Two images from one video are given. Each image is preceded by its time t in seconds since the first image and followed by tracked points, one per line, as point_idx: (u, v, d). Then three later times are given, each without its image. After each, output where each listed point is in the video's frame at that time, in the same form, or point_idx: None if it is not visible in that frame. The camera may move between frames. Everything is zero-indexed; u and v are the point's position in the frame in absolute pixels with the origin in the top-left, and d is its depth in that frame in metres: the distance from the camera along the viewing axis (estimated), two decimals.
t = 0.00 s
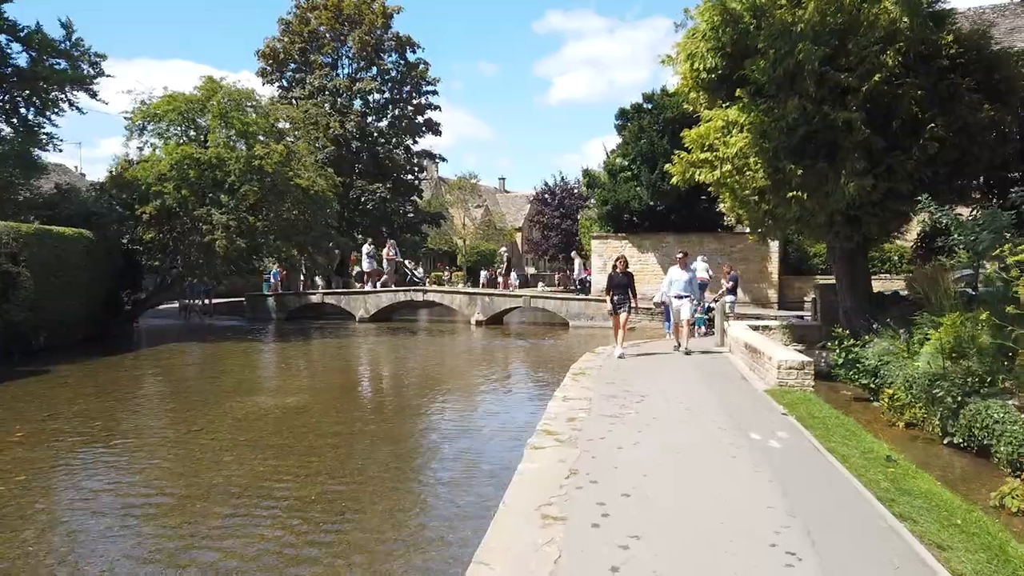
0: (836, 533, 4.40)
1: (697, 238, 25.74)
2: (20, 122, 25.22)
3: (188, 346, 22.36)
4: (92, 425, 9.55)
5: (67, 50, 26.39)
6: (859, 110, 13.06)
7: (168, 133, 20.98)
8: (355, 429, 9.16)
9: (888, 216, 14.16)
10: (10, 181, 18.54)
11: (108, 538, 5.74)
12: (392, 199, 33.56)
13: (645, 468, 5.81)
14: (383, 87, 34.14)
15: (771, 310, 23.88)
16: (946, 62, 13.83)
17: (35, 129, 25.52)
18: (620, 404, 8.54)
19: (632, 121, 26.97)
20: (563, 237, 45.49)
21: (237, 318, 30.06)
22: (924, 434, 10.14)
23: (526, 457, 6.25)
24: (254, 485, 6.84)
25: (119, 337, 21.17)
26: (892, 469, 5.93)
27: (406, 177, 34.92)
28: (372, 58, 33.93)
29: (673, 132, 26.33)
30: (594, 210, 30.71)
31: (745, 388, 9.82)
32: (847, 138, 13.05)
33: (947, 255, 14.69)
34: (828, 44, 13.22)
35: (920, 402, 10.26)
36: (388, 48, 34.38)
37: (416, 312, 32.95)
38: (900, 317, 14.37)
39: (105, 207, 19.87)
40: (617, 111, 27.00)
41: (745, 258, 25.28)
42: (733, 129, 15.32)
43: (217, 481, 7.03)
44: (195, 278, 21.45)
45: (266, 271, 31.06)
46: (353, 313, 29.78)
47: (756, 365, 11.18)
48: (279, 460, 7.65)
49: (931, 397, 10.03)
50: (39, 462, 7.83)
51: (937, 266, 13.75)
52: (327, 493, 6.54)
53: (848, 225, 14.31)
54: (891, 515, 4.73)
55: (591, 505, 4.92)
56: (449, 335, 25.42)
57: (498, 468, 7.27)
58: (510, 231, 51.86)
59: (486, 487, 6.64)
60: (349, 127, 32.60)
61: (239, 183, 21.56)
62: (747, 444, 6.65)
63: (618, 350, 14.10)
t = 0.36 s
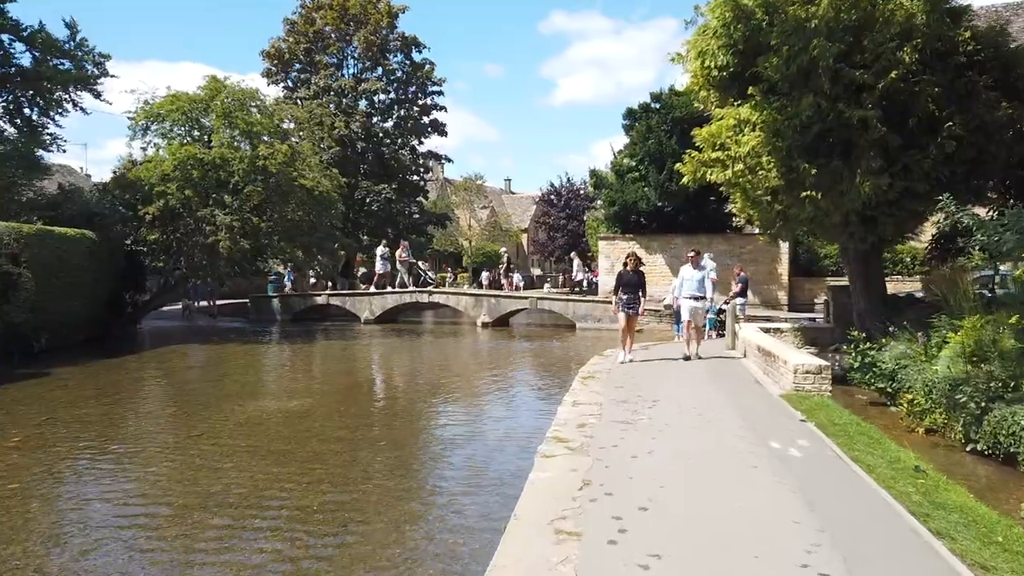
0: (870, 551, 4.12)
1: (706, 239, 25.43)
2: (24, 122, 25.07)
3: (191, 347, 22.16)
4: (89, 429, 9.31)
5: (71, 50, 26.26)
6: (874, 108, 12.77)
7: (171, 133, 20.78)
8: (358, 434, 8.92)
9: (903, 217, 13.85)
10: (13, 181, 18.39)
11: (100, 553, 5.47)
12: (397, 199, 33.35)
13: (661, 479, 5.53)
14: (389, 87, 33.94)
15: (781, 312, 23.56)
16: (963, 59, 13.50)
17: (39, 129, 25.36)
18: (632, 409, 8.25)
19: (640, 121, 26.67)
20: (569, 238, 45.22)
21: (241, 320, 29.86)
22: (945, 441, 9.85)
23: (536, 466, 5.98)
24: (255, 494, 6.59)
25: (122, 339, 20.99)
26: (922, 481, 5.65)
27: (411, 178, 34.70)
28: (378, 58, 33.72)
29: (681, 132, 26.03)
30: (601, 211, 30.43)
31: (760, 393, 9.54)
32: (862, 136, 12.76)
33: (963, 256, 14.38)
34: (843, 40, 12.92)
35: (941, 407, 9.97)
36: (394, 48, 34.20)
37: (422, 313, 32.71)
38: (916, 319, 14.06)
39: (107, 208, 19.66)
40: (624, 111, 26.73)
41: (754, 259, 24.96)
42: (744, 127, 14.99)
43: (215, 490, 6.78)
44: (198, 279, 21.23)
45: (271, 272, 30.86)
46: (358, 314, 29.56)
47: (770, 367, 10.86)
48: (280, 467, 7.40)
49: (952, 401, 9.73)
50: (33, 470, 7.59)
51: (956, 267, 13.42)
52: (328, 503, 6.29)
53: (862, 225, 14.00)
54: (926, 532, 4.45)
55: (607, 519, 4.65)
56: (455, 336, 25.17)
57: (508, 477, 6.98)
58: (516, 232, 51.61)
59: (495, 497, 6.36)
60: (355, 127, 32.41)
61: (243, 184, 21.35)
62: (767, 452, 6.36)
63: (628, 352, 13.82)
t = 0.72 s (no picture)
0: (902, 567, 3.93)
1: (714, 240, 25.20)
2: (30, 123, 25.00)
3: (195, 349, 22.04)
4: (91, 432, 9.15)
5: (77, 50, 26.22)
6: (889, 107, 12.55)
7: (176, 133, 20.67)
8: (364, 438, 8.77)
9: (918, 218, 13.63)
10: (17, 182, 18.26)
11: (99, 562, 5.29)
12: (403, 200, 33.21)
13: (678, 488, 5.34)
14: (395, 88, 33.80)
15: (790, 314, 23.32)
16: (979, 57, 13.25)
17: (45, 129, 25.31)
18: (643, 414, 8.05)
19: (648, 121, 26.46)
20: (575, 239, 45.02)
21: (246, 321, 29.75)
22: (963, 446, 9.63)
23: (547, 474, 5.79)
24: (257, 501, 6.41)
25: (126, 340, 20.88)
26: (948, 491, 5.46)
27: (417, 179, 34.56)
28: (384, 58, 33.60)
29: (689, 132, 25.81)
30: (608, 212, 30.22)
31: (775, 397, 9.32)
32: (876, 136, 12.55)
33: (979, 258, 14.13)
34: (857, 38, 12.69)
35: (960, 413, 9.74)
36: (400, 48, 34.08)
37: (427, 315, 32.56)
38: (931, 322, 13.82)
39: (112, 208, 19.56)
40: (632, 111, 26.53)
41: (763, 260, 24.72)
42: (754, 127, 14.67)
43: (217, 497, 6.61)
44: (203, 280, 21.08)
45: (276, 273, 30.73)
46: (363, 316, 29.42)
47: (783, 371, 10.66)
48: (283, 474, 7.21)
49: (970, 407, 9.50)
50: (32, 475, 7.42)
51: (972, 269, 13.15)
52: (333, 510, 6.13)
53: (875, 226, 13.78)
54: (959, 547, 4.26)
55: (624, 532, 4.45)
56: (461, 338, 24.97)
57: (518, 485, 6.78)
58: (521, 233, 51.46)
59: (505, 506, 6.16)
60: (361, 128, 32.29)
61: (248, 184, 21.20)
62: (786, 460, 6.16)
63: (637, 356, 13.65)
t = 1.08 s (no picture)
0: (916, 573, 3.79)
1: (717, 240, 25.04)
2: (28, 123, 24.87)
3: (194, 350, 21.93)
4: (85, 433, 9.00)
5: (76, 50, 26.12)
6: (894, 104, 12.39)
7: (175, 132, 20.52)
8: (362, 440, 8.63)
9: (923, 217, 13.47)
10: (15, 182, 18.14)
11: (87, 565, 5.15)
12: (403, 200, 33.07)
13: (683, 491, 5.18)
14: (395, 88, 33.66)
15: (793, 314, 23.15)
16: (986, 54, 13.07)
17: (43, 129, 25.16)
18: (646, 415, 7.89)
19: (649, 121, 26.31)
20: (576, 240, 44.87)
21: (246, 322, 29.61)
22: (971, 447, 9.46)
23: (547, 476, 5.63)
24: (251, 504, 6.27)
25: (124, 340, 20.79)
26: (963, 495, 5.30)
27: (417, 179, 34.43)
28: (385, 58, 33.45)
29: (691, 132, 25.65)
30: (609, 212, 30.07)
31: (780, 398, 9.16)
32: (881, 133, 12.39)
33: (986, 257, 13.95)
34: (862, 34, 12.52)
35: (968, 413, 9.57)
36: (401, 48, 33.95)
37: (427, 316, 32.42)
38: (937, 323, 13.65)
39: (110, 208, 19.40)
40: (633, 111, 26.37)
41: (766, 260, 24.56)
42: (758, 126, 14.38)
43: (211, 499, 6.45)
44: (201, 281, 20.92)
45: (276, 273, 30.61)
46: (363, 317, 29.30)
47: (790, 370, 10.38)
48: (278, 475, 7.08)
49: (979, 408, 9.32)
50: (24, 476, 7.29)
51: (979, 268, 12.98)
52: (330, 514, 5.97)
53: (881, 225, 13.61)
54: (975, 552, 4.11)
55: (628, 536, 4.30)
56: (461, 339, 24.82)
57: (518, 488, 6.62)
58: (522, 234, 51.33)
59: (505, 510, 6.00)
60: (361, 128, 32.17)
61: (247, 184, 21.01)
62: (793, 462, 6.00)
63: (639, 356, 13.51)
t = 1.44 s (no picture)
0: None
1: (722, 238, 24.76)
2: (27, 121, 24.73)
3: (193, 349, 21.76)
4: (76, 437, 8.75)
5: (75, 49, 25.99)
6: (904, 97, 12.08)
7: (173, 130, 20.31)
8: (358, 443, 8.38)
9: (933, 213, 13.16)
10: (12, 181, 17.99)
11: None
12: (405, 199, 32.84)
13: (687, 500, 4.90)
14: (397, 85, 33.42)
15: (800, 313, 22.84)
16: (998, 46, 12.68)
17: (42, 128, 24.98)
18: (650, 417, 7.61)
19: (653, 117, 26.01)
20: (580, 239, 44.57)
21: (247, 321, 29.44)
22: (985, 450, 9.16)
23: (545, 483, 5.35)
24: (237, 511, 6.03)
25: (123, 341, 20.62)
26: (984, 503, 5.03)
27: (420, 177, 34.20)
28: (387, 55, 33.22)
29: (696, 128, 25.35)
30: (613, 209, 29.79)
31: (787, 399, 8.86)
32: (891, 127, 12.09)
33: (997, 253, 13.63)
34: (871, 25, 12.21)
35: (981, 415, 9.27)
36: (403, 45, 33.71)
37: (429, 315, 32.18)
38: (948, 321, 13.34)
39: (107, 206, 19.19)
40: (637, 107, 26.08)
41: (772, 258, 24.25)
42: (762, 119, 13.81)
43: (194, 507, 6.20)
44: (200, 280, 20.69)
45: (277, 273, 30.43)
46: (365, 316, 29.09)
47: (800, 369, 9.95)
48: (267, 480, 6.86)
49: (993, 409, 9.03)
50: (8, 480, 7.09)
51: (991, 265, 12.66)
52: (317, 523, 5.70)
53: (889, 221, 13.31)
54: (1000, 567, 3.84)
55: (627, 549, 4.05)
56: (463, 338, 24.58)
57: (515, 495, 6.35)
58: (526, 232, 51.07)
59: (501, 518, 5.73)
60: (363, 126, 31.96)
61: (246, 182, 20.67)
62: (803, 467, 5.73)
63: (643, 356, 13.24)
